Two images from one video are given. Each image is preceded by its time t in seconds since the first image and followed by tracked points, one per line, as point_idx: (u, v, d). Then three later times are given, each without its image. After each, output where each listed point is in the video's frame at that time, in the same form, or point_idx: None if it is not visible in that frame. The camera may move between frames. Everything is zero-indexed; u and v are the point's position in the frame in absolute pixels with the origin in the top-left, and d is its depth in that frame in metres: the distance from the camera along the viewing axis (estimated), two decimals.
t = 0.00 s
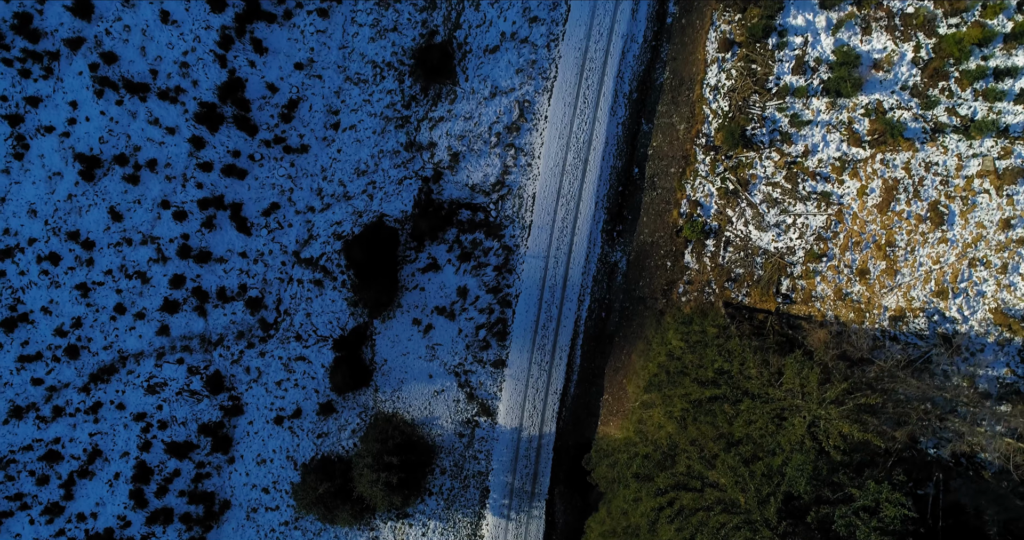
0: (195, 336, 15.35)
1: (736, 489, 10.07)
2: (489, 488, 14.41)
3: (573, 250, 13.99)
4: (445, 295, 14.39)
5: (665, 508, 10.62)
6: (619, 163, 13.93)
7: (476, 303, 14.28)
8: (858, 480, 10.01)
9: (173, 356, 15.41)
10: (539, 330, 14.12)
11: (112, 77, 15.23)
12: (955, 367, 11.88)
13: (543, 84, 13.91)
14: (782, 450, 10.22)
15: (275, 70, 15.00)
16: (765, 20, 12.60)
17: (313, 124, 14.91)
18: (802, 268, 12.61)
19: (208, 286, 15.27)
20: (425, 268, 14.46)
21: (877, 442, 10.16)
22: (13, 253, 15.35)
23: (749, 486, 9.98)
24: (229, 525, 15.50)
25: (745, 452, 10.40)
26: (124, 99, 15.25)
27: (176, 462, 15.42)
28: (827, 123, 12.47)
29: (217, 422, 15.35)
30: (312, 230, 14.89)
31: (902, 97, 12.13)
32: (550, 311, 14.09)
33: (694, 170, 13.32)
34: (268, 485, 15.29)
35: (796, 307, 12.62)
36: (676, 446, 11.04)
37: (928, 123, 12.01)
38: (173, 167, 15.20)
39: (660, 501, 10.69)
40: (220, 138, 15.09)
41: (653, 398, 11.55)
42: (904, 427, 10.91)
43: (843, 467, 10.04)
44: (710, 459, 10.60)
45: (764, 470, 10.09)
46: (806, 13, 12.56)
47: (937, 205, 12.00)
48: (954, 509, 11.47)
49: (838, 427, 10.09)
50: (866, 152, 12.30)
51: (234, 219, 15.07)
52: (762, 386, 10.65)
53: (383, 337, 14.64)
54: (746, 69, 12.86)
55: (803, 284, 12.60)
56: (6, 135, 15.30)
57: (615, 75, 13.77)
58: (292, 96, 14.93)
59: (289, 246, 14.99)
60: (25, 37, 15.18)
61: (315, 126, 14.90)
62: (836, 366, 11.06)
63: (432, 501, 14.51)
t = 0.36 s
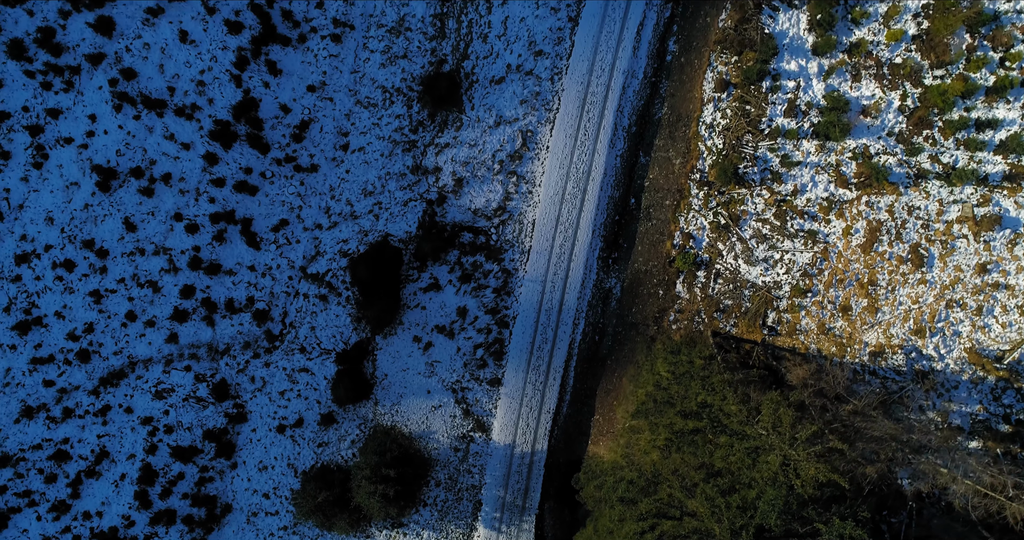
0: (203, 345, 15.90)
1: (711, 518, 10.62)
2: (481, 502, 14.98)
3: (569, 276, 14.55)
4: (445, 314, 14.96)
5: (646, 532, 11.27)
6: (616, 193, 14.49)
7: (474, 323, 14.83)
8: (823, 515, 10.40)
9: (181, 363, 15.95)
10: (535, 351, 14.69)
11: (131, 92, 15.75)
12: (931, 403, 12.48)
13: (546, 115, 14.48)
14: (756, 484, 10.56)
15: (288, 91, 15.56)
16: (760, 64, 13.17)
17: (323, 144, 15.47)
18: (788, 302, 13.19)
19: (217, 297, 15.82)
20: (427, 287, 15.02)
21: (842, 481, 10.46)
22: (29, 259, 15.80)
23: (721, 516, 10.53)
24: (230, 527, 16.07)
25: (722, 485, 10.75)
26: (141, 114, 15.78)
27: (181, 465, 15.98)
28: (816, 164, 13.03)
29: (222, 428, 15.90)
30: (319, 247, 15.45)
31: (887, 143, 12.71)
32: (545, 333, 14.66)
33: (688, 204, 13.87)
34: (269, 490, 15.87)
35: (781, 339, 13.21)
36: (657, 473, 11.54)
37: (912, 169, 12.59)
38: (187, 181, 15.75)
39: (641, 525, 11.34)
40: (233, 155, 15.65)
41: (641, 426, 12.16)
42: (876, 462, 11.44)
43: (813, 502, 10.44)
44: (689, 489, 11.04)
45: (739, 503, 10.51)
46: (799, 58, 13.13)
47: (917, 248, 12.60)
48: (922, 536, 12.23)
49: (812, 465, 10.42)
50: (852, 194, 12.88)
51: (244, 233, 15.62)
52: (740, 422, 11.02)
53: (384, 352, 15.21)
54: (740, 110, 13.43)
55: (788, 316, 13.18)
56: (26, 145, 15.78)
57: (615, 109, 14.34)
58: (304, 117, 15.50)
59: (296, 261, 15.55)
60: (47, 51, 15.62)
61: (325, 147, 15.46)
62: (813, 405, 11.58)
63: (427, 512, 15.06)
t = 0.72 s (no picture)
0: (207, 348, 16.44)
1: None
2: (469, 513, 15.58)
3: (563, 300, 15.14)
4: (443, 331, 15.54)
5: None
6: (612, 223, 15.07)
7: (471, 341, 15.42)
8: None
9: (186, 365, 16.50)
10: (527, 371, 15.29)
11: (150, 101, 16.26)
12: (904, 441, 13.17)
13: (549, 145, 15.11)
14: (727, 517, 11.16)
15: (301, 108, 16.13)
16: (756, 108, 13.90)
17: (333, 161, 16.04)
18: (771, 337, 13.80)
19: (224, 303, 16.36)
20: (426, 304, 15.62)
21: (807, 522, 11.11)
22: (43, 256, 16.20)
23: None
24: (225, 525, 16.66)
25: (697, 516, 11.31)
26: (159, 123, 16.30)
27: (181, 463, 16.49)
28: (805, 208, 13.75)
29: (222, 430, 16.46)
30: (324, 260, 16.02)
31: (873, 191, 13.47)
32: (538, 354, 15.25)
33: (680, 238, 14.51)
34: (265, 491, 16.50)
35: (764, 373, 13.81)
36: (636, 500, 12.13)
37: (895, 217, 13.36)
38: (200, 190, 16.29)
39: None
40: (245, 167, 16.21)
41: (624, 454, 12.60)
42: (843, 500, 12.27)
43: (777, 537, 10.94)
44: (665, 517, 11.62)
45: (710, 534, 11.11)
46: (793, 105, 13.90)
47: (897, 293, 13.33)
48: None
49: (779, 505, 10.94)
50: (838, 238, 13.57)
51: (252, 243, 16.18)
52: (715, 458, 11.59)
53: (383, 365, 15.80)
54: (734, 151, 14.11)
55: (771, 351, 13.79)
56: (45, 146, 16.20)
57: (615, 143, 14.94)
58: (316, 134, 16.07)
59: (302, 272, 16.12)
60: (71, 57, 16.11)
61: (335, 164, 16.03)
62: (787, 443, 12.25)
63: (416, 520, 15.63)
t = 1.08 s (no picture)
0: (210, 352, 16.94)
1: None
2: (453, 528, 16.13)
3: (556, 328, 15.73)
4: (438, 351, 16.14)
5: None
6: (608, 257, 15.66)
7: (465, 362, 15.99)
8: None
9: (188, 367, 16.93)
10: (517, 394, 15.87)
11: (170, 111, 16.60)
12: (873, 485, 13.99)
13: (551, 178, 15.69)
14: None
15: (315, 127, 16.72)
16: (750, 158, 14.59)
17: (342, 180, 16.63)
18: (753, 379, 14.52)
19: (229, 310, 16.91)
20: (424, 324, 16.25)
21: None
22: (58, 254, 16.42)
23: None
24: (217, 525, 17.17)
25: None
26: (177, 132, 16.62)
27: (178, 462, 16.94)
28: (792, 255, 14.49)
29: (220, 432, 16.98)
30: (329, 274, 16.61)
31: (858, 244, 14.27)
32: (529, 379, 15.82)
33: (672, 275, 15.13)
34: (257, 494, 17.06)
35: (744, 411, 14.54)
36: (611, 528, 12.76)
37: (877, 270, 14.17)
38: (213, 200, 16.71)
39: None
40: (258, 181, 16.74)
41: (604, 483, 13.30)
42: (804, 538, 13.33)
43: None
44: None
45: None
46: (787, 156, 14.61)
47: (875, 343, 14.15)
48: None
49: None
50: (822, 285, 14.37)
51: (260, 254, 16.74)
52: (688, 495, 12.21)
53: (379, 379, 16.39)
54: (728, 196, 14.78)
55: (752, 391, 14.51)
56: (65, 147, 16.45)
57: (615, 180, 15.54)
58: (327, 153, 16.66)
59: (306, 285, 16.70)
60: (96, 64, 16.41)
61: (344, 183, 16.62)
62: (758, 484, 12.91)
63: (401, 531, 16.15)
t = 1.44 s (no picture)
0: (209, 386, 17.33)
1: None
2: None
3: (547, 389, 16.19)
4: (431, 403, 16.60)
5: None
6: (602, 323, 16.19)
7: (456, 415, 16.43)
8: None
9: (186, 398, 17.30)
10: (504, 451, 16.29)
11: (193, 151, 17.09)
12: None
13: (552, 243, 16.32)
14: None
15: (330, 176, 17.36)
16: (744, 240, 15.26)
17: (352, 229, 17.27)
18: (734, 454, 15.06)
19: (231, 345, 17.34)
20: (419, 375, 16.72)
21: None
22: (71, 279, 16.78)
23: None
24: None
25: None
26: (198, 171, 17.12)
27: (167, 491, 17.20)
28: (779, 337, 15.09)
29: (211, 465, 17.27)
30: (331, 319, 17.15)
31: (843, 330, 14.90)
32: (517, 437, 16.25)
33: (662, 346, 15.72)
34: (241, 530, 17.28)
35: (724, 485, 15.08)
36: None
37: (860, 358, 14.80)
38: (225, 238, 17.23)
39: None
40: (271, 223, 17.34)
41: None
42: None
43: None
44: None
45: None
46: (778, 242, 15.26)
47: (853, 430, 14.76)
48: None
49: None
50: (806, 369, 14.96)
51: (267, 294, 17.29)
52: None
53: (370, 425, 16.86)
54: (720, 275, 15.41)
55: (733, 466, 15.05)
56: (87, 177, 16.82)
57: (614, 250, 16.16)
58: (340, 202, 17.31)
59: (309, 327, 17.21)
60: (127, 100, 16.86)
61: (354, 232, 17.25)
62: None
63: None
